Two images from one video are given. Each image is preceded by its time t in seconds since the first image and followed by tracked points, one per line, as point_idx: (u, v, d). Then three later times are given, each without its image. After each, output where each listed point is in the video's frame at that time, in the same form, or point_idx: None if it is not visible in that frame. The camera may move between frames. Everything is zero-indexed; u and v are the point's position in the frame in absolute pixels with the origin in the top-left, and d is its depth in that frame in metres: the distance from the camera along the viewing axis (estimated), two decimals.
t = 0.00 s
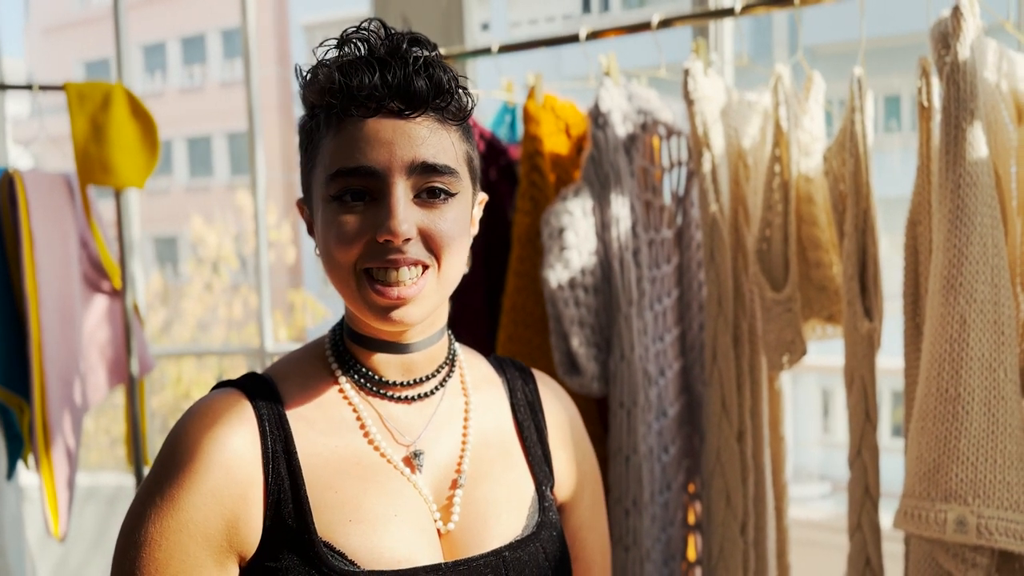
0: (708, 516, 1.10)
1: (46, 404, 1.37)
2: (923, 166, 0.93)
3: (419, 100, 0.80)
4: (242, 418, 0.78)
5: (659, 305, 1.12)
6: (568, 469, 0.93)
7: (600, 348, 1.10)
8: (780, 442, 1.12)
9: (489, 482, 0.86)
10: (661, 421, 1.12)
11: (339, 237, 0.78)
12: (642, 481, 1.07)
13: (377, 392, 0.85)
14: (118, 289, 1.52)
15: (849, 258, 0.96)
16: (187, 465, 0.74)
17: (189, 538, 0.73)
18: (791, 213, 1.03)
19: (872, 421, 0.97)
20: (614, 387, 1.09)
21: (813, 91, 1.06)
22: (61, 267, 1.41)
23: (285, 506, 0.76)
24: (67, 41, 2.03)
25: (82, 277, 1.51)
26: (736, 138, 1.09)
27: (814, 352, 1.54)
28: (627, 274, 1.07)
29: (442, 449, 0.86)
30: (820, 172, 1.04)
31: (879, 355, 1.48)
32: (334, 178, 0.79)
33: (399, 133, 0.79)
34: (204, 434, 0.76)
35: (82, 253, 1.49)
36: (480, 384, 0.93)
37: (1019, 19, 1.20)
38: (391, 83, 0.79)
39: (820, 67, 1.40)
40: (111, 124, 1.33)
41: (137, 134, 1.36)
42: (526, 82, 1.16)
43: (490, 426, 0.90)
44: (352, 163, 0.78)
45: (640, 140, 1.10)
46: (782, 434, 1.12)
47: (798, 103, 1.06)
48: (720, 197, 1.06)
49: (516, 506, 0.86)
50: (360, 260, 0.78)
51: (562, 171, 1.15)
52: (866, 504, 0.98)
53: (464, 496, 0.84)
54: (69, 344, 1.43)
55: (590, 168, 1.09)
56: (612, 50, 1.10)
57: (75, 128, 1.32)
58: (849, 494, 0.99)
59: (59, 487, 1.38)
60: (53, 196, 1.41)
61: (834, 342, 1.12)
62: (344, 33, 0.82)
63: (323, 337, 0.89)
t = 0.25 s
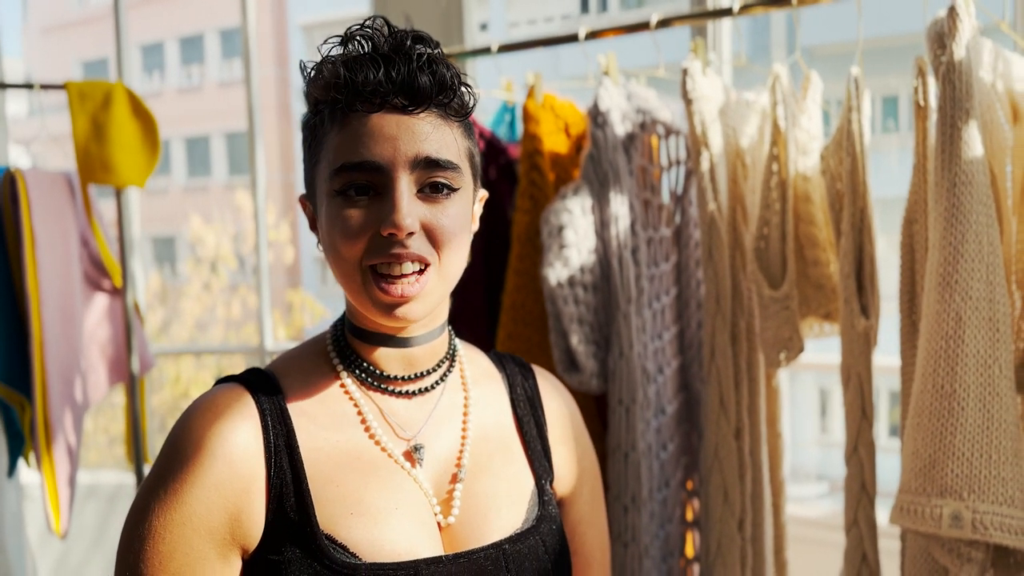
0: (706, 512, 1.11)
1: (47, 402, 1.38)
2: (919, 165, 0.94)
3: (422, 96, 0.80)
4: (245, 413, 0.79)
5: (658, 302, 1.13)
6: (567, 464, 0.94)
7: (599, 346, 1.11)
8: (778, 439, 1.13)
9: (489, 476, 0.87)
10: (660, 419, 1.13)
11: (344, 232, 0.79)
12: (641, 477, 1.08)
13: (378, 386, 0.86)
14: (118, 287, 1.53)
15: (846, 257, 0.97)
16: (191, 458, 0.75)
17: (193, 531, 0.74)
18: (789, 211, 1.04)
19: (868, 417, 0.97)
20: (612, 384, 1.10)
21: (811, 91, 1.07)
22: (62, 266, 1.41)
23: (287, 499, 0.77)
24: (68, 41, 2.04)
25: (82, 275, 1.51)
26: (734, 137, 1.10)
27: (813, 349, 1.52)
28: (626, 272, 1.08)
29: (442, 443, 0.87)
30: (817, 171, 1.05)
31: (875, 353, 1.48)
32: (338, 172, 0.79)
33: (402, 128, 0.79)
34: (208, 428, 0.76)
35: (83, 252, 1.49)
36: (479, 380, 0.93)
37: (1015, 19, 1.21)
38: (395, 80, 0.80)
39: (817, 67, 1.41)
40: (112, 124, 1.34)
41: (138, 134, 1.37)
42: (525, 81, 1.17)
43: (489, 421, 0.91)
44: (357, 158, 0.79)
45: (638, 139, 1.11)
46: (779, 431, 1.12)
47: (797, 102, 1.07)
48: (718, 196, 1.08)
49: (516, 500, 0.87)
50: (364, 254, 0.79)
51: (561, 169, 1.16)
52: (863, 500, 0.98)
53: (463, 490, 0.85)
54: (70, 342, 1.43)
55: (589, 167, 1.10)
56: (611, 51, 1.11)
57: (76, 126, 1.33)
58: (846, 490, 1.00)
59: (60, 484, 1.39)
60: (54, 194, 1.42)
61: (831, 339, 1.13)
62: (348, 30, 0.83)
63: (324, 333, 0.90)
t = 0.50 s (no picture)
0: (703, 511, 1.12)
1: (48, 401, 1.39)
2: (914, 167, 0.95)
3: (424, 101, 0.81)
4: (247, 412, 0.80)
5: (656, 303, 1.14)
6: (566, 463, 0.95)
7: (597, 346, 1.12)
8: (775, 439, 1.13)
9: (488, 475, 0.88)
10: (658, 418, 1.14)
11: (346, 235, 0.80)
12: (638, 476, 1.09)
13: (378, 386, 0.87)
14: (119, 287, 1.53)
15: (842, 259, 0.98)
16: (194, 457, 0.76)
17: (196, 528, 0.75)
18: (785, 213, 1.05)
19: (864, 417, 0.98)
20: (611, 384, 1.11)
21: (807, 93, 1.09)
22: (63, 266, 1.42)
23: (289, 497, 0.78)
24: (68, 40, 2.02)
25: (83, 275, 1.52)
26: (732, 139, 1.11)
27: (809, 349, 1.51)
28: (625, 273, 1.09)
29: (442, 443, 0.88)
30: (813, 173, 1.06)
31: (871, 353, 1.47)
32: (340, 176, 0.80)
33: (404, 133, 0.80)
34: (210, 427, 0.77)
35: (83, 252, 1.50)
36: (478, 380, 0.94)
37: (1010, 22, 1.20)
38: (397, 85, 0.81)
39: (815, 68, 1.41)
40: (113, 125, 1.34)
41: (139, 134, 1.37)
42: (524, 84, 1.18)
43: (488, 420, 0.92)
44: (359, 162, 0.80)
45: (637, 141, 1.11)
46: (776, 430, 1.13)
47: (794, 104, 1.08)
48: (715, 198, 1.09)
49: (514, 499, 0.88)
50: (365, 257, 0.79)
51: (560, 171, 1.17)
52: (859, 499, 0.99)
53: (463, 489, 0.86)
54: (71, 342, 1.44)
55: (588, 169, 1.11)
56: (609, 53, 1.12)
57: (76, 127, 1.33)
58: (842, 489, 1.00)
59: (61, 483, 1.40)
60: (55, 195, 1.42)
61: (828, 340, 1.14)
62: (351, 35, 0.83)
63: (325, 334, 0.91)
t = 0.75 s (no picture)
0: (702, 511, 1.13)
1: (50, 401, 1.40)
2: (911, 169, 0.96)
3: (428, 107, 0.82)
4: (252, 413, 0.80)
5: (655, 305, 1.14)
6: (566, 463, 0.96)
7: (596, 347, 1.13)
8: (773, 439, 1.14)
9: (489, 475, 0.88)
10: (657, 419, 1.15)
11: (351, 239, 0.81)
12: (638, 477, 1.10)
13: (381, 387, 0.87)
14: (120, 288, 1.54)
15: (840, 261, 0.99)
16: (199, 457, 0.77)
17: (201, 528, 0.76)
18: (784, 215, 1.05)
19: (861, 418, 0.99)
20: (609, 385, 1.12)
21: (806, 97, 1.08)
22: (64, 267, 1.43)
23: (293, 498, 0.79)
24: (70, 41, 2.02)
25: (84, 276, 1.52)
26: (730, 142, 1.11)
27: (806, 350, 1.52)
28: (624, 274, 1.10)
29: (443, 443, 0.89)
30: (812, 175, 1.07)
31: (868, 354, 1.46)
32: (346, 181, 0.81)
33: (409, 138, 0.81)
34: (215, 427, 0.78)
35: (85, 253, 1.51)
36: (479, 380, 0.95)
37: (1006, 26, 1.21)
38: (402, 91, 0.81)
39: (814, 69, 1.42)
40: (115, 126, 1.35)
41: (140, 135, 1.38)
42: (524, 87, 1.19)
43: (489, 421, 0.92)
44: (365, 167, 0.81)
45: (636, 144, 1.12)
46: (774, 430, 1.14)
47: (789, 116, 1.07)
48: (714, 200, 1.09)
49: (515, 499, 0.88)
50: (370, 261, 0.80)
51: (560, 173, 1.18)
52: (856, 499, 1.00)
53: (464, 489, 0.87)
54: (73, 343, 1.45)
55: (587, 171, 1.11)
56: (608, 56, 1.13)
57: (78, 129, 1.34)
58: (839, 489, 1.01)
59: (63, 484, 1.41)
60: (57, 196, 1.43)
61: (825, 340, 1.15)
62: (357, 40, 0.84)
63: (328, 335, 0.92)
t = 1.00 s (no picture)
0: (701, 511, 1.13)
1: (52, 401, 1.40)
2: (910, 171, 0.96)
3: (440, 110, 0.83)
4: (256, 413, 0.81)
5: (654, 306, 1.15)
6: (567, 462, 0.97)
7: (596, 347, 1.14)
8: (772, 439, 1.14)
9: (490, 475, 0.89)
10: (657, 419, 1.15)
11: (362, 240, 0.81)
12: (637, 477, 1.10)
13: (383, 387, 0.88)
14: (122, 289, 1.55)
15: (839, 262, 0.99)
16: (204, 457, 0.77)
17: (206, 527, 0.76)
18: (783, 216, 1.06)
19: (860, 419, 1.00)
20: (609, 386, 1.12)
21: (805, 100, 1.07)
22: (65, 267, 1.43)
23: (297, 497, 0.80)
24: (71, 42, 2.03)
25: (85, 277, 1.53)
26: (730, 144, 1.12)
27: (805, 351, 1.51)
28: (624, 275, 1.10)
29: (445, 443, 0.89)
30: (811, 177, 1.08)
31: (868, 355, 1.47)
32: (357, 182, 0.82)
33: (421, 141, 0.82)
34: (220, 427, 0.79)
35: (86, 254, 1.51)
36: (481, 381, 0.95)
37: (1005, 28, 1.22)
38: (415, 94, 0.82)
39: (814, 70, 1.42)
40: (116, 127, 1.35)
41: (141, 136, 1.38)
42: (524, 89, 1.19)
43: (491, 421, 0.93)
44: (376, 169, 0.81)
45: (636, 145, 1.13)
46: (772, 431, 1.14)
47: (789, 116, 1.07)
48: (713, 202, 1.10)
49: (517, 498, 0.89)
50: (381, 262, 0.81)
51: (560, 175, 1.18)
52: (854, 499, 1.01)
53: (466, 487, 0.87)
54: (74, 343, 1.45)
55: (587, 173, 1.12)
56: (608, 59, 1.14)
57: (80, 130, 1.34)
58: (838, 489, 1.02)
59: (65, 483, 1.41)
60: (58, 197, 1.43)
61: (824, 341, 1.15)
62: (368, 44, 0.85)
63: (332, 335, 0.92)
